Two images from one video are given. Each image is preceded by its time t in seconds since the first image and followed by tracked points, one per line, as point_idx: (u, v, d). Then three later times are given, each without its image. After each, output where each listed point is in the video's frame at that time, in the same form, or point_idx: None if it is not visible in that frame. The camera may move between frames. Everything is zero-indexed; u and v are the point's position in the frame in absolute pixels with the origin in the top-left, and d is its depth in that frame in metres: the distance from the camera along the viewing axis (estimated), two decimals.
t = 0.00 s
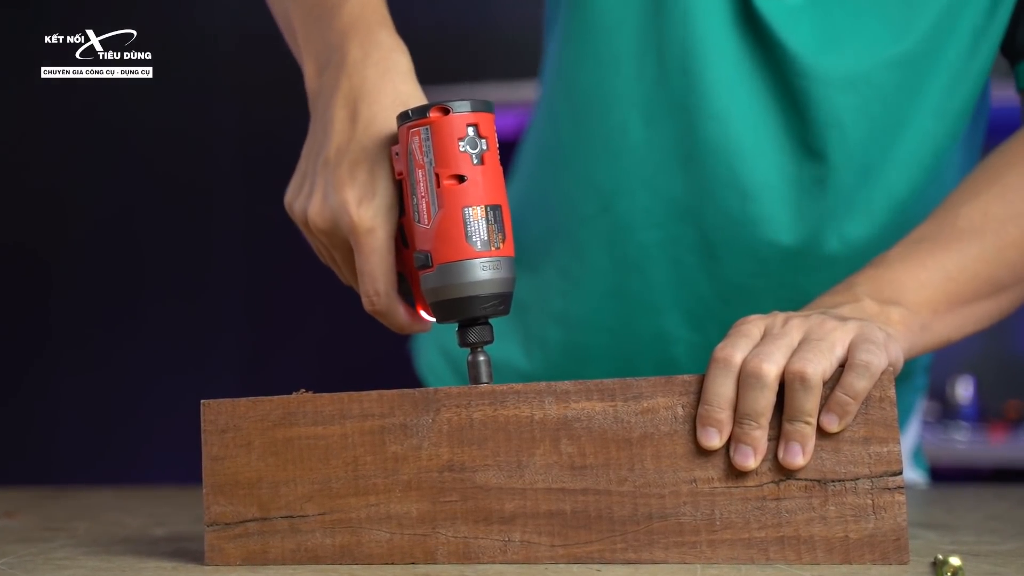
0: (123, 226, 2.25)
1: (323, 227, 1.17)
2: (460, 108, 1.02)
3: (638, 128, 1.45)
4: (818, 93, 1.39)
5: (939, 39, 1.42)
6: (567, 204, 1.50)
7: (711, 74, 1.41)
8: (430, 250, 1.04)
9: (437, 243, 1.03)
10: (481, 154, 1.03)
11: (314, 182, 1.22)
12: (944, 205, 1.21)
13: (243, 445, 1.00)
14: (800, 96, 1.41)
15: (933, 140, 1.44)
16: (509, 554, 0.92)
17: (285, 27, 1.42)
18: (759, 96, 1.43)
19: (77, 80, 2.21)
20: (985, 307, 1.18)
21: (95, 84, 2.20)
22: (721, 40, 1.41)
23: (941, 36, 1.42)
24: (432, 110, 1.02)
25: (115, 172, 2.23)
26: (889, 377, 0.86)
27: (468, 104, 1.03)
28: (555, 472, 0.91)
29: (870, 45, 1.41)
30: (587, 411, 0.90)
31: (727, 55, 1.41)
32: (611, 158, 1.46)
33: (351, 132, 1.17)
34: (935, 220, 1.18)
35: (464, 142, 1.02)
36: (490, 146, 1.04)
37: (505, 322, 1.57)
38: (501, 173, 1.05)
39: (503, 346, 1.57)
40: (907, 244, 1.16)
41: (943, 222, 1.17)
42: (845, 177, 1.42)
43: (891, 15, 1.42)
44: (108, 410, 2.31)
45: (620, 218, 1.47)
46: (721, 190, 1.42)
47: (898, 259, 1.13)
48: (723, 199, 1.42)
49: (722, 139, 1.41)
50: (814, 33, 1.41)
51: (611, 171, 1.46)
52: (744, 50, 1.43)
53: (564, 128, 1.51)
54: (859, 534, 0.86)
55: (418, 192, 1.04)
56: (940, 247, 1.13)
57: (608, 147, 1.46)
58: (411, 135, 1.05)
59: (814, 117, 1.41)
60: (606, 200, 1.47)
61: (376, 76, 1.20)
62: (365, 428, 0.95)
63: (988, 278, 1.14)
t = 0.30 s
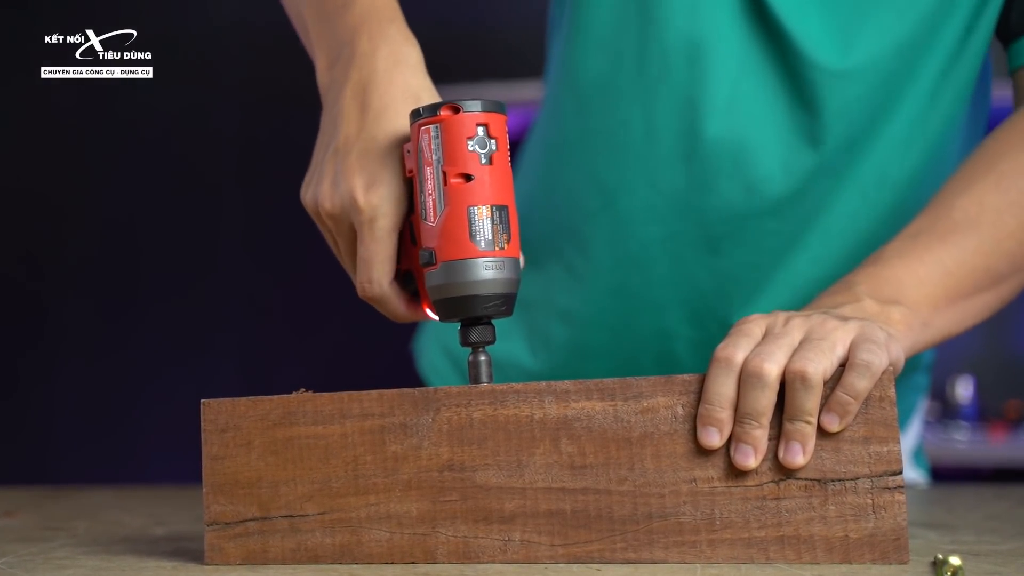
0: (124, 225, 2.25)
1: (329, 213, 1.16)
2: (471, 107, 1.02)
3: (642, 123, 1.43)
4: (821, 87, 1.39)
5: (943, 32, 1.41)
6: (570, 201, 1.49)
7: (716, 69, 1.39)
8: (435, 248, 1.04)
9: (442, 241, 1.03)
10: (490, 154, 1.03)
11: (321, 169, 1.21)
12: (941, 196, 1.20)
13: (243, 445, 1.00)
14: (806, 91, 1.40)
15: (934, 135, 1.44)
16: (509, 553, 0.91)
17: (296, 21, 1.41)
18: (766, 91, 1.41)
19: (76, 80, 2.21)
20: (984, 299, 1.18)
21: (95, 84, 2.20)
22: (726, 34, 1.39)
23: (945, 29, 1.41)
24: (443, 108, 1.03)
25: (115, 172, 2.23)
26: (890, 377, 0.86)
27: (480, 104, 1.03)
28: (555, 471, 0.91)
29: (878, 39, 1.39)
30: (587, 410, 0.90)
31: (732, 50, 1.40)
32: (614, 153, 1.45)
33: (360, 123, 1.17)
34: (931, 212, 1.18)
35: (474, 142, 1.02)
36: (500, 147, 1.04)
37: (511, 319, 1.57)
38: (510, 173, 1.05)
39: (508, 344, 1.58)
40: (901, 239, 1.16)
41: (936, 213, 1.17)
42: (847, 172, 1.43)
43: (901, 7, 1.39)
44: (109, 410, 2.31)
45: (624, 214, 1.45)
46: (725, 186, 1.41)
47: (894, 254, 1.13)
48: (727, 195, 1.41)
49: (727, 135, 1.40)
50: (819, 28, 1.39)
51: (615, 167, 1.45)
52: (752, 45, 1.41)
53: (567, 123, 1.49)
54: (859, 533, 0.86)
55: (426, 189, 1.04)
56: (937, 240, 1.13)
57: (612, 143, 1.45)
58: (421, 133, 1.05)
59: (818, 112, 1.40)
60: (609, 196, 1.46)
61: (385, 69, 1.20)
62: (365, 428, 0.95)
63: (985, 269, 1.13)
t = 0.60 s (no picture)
0: (123, 225, 2.25)
1: (330, 197, 1.15)
2: (473, 107, 1.02)
3: (646, 119, 1.41)
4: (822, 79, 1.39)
5: (940, 27, 1.42)
6: (573, 200, 1.48)
7: (719, 64, 1.39)
8: (437, 248, 1.04)
9: (444, 241, 1.03)
10: (492, 153, 1.03)
11: (323, 160, 1.20)
12: (935, 191, 1.21)
13: (243, 445, 1.00)
14: (807, 88, 1.40)
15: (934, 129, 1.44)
16: (509, 553, 0.91)
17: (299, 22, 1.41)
18: (769, 87, 1.40)
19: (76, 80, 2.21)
20: (983, 294, 1.17)
21: (95, 84, 2.20)
22: (729, 30, 1.38)
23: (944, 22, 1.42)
24: (446, 107, 1.03)
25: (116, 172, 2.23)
26: (890, 377, 0.86)
27: (482, 104, 1.03)
28: (555, 471, 0.91)
29: (880, 34, 1.39)
30: (587, 411, 0.90)
31: (734, 47, 1.39)
32: (619, 149, 1.43)
33: (360, 115, 1.16)
34: (927, 208, 1.18)
35: (476, 142, 1.02)
36: (502, 147, 1.04)
37: (519, 317, 1.54)
38: (511, 173, 1.05)
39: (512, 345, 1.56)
40: (897, 237, 1.16)
41: (932, 210, 1.17)
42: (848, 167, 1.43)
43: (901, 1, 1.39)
44: (109, 410, 2.31)
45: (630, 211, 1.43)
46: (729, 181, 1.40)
47: (892, 253, 1.13)
48: (731, 191, 1.41)
49: (730, 130, 1.39)
50: (820, 23, 1.39)
51: (619, 163, 1.43)
52: (757, 41, 1.40)
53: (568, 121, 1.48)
54: (859, 533, 0.86)
55: (428, 189, 1.04)
56: (934, 237, 1.13)
57: (615, 138, 1.44)
58: (424, 134, 1.05)
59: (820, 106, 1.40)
60: (614, 193, 1.44)
61: (386, 66, 1.20)
62: (365, 428, 0.95)
63: (982, 265, 1.13)
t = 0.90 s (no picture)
0: (124, 225, 2.25)
1: (335, 202, 1.15)
2: (474, 107, 1.02)
3: (646, 120, 1.40)
4: (822, 78, 1.38)
5: (937, 26, 1.42)
6: (574, 202, 1.47)
7: (718, 65, 1.38)
8: (437, 248, 1.04)
9: (444, 241, 1.03)
10: (492, 154, 1.03)
11: (326, 162, 1.20)
12: (931, 190, 1.21)
13: (243, 445, 1.00)
14: (807, 88, 1.40)
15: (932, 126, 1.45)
16: (509, 553, 0.91)
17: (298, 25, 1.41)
18: (768, 87, 1.40)
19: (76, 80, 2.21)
20: (983, 292, 1.17)
21: (95, 84, 2.20)
22: (728, 30, 1.38)
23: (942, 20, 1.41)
24: (447, 108, 1.03)
25: (116, 172, 2.23)
26: (890, 377, 0.86)
27: (483, 104, 1.03)
28: (555, 472, 0.91)
29: (879, 32, 1.38)
30: (587, 411, 0.90)
31: (733, 47, 1.38)
32: (620, 151, 1.42)
33: (364, 116, 1.17)
34: (924, 207, 1.18)
35: (477, 142, 1.02)
36: (502, 147, 1.04)
37: (519, 317, 1.54)
38: (512, 174, 1.05)
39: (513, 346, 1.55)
40: (895, 236, 1.16)
41: (930, 208, 1.17)
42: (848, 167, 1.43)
43: None
44: (109, 410, 2.31)
45: (632, 213, 1.43)
46: (731, 182, 1.40)
47: (891, 253, 1.13)
48: (733, 192, 1.40)
49: (731, 131, 1.39)
50: (818, 23, 1.39)
51: (620, 164, 1.43)
52: (756, 41, 1.39)
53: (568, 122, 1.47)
54: (859, 534, 0.86)
55: (429, 189, 1.04)
56: (931, 235, 1.13)
57: (615, 140, 1.43)
58: (424, 134, 1.05)
59: (820, 105, 1.39)
60: (615, 195, 1.43)
61: (387, 68, 1.20)
62: (365, 428, 0.95)
63: (980, 262, 1.13)
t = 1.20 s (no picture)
0: (123, 225, 2.25)
1: (337, 205, 1.15)
2: (475, 107, 1.02)
3: (642, 124, 1.39)
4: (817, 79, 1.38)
5: (930, 25, 1.42)
6: (570, 208, 1.46)
7: (712, 68, 1.37)
8: (438, 248, 1.04)
9: (445, 241, 1.03)
10: (494, 154, 1.03)
11: (327, 164, 1.20)
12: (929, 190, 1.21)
13: (243, 445, 1.00)
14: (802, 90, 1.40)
15: (927, 125, 1.45)
16: (509, 553, 0.91)
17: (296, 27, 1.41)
18: (763, 89, 1.40)
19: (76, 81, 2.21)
20: (983, 292, 1.17)
21: (95, 85, 2.20)
22: (721, 33, 1.37)
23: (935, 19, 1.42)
24: (448, 107, 1.03)
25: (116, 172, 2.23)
26: (890, 377, 0.86)
27: (484, 104, 1.03)
28: (555, 472, 0.91)
29: (874, 33, 1.38)
30: (587, 411, 0.90)
31: (726, 50, 1.38)
32: (616, 156, 1.41)
33: (366, 118, 1.17)
34: (922, 207, 1.18)
35: (478, 142, 1.02)
36: (504, 147, 1.04)
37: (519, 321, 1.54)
38: (513, 174, 1.05)
39: (515, 350, 1.53)
40: (895, 236, 1.16)
41: (930, 207, 1.17)
42: (843, 167, 1.43)
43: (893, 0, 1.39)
44: (109, 410, 2.31)
45: (629, 217, 1.42)
46: (729, 186, 1.39)
47: (891, 253, 1.12)
48: (731, 195, 1.40)
49: (727, 134, 1.38)
50: (811, 25, 1.38)
51: (617, 169, 1.42)
52: (749, 44, 1.39)
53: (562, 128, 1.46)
54: (859, 534, 0.86)
55: (430, 189, 1.04)
56: (930, 234, 1.13)
57: (611, 144, 1.42)
58: (425, 133, 1.05)
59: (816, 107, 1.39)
60: (613, 200, 1.42)
61: (389, 69, 1.21)
62: (365, 428, 0.95)
63: (979, 262, 1.13)
